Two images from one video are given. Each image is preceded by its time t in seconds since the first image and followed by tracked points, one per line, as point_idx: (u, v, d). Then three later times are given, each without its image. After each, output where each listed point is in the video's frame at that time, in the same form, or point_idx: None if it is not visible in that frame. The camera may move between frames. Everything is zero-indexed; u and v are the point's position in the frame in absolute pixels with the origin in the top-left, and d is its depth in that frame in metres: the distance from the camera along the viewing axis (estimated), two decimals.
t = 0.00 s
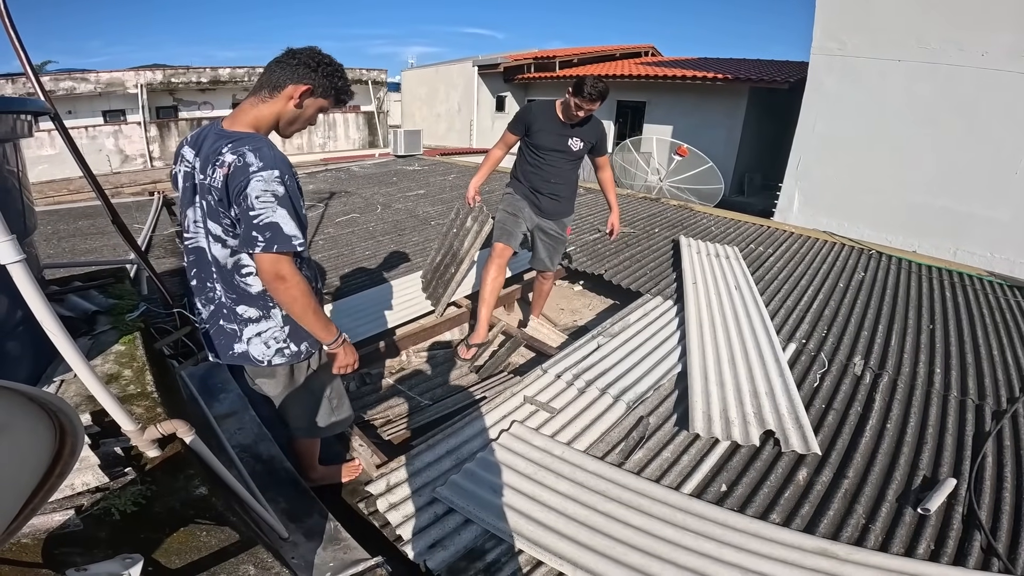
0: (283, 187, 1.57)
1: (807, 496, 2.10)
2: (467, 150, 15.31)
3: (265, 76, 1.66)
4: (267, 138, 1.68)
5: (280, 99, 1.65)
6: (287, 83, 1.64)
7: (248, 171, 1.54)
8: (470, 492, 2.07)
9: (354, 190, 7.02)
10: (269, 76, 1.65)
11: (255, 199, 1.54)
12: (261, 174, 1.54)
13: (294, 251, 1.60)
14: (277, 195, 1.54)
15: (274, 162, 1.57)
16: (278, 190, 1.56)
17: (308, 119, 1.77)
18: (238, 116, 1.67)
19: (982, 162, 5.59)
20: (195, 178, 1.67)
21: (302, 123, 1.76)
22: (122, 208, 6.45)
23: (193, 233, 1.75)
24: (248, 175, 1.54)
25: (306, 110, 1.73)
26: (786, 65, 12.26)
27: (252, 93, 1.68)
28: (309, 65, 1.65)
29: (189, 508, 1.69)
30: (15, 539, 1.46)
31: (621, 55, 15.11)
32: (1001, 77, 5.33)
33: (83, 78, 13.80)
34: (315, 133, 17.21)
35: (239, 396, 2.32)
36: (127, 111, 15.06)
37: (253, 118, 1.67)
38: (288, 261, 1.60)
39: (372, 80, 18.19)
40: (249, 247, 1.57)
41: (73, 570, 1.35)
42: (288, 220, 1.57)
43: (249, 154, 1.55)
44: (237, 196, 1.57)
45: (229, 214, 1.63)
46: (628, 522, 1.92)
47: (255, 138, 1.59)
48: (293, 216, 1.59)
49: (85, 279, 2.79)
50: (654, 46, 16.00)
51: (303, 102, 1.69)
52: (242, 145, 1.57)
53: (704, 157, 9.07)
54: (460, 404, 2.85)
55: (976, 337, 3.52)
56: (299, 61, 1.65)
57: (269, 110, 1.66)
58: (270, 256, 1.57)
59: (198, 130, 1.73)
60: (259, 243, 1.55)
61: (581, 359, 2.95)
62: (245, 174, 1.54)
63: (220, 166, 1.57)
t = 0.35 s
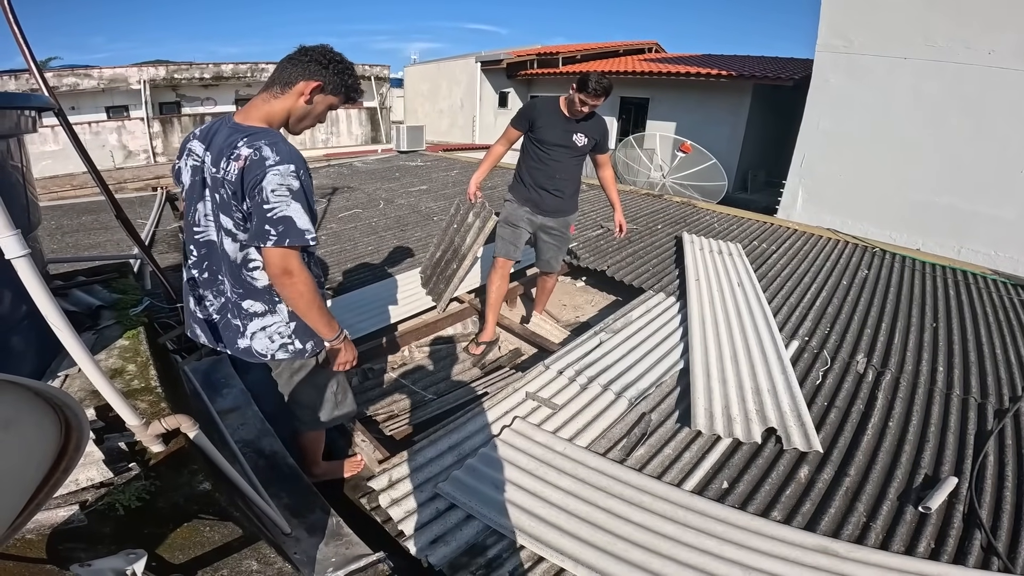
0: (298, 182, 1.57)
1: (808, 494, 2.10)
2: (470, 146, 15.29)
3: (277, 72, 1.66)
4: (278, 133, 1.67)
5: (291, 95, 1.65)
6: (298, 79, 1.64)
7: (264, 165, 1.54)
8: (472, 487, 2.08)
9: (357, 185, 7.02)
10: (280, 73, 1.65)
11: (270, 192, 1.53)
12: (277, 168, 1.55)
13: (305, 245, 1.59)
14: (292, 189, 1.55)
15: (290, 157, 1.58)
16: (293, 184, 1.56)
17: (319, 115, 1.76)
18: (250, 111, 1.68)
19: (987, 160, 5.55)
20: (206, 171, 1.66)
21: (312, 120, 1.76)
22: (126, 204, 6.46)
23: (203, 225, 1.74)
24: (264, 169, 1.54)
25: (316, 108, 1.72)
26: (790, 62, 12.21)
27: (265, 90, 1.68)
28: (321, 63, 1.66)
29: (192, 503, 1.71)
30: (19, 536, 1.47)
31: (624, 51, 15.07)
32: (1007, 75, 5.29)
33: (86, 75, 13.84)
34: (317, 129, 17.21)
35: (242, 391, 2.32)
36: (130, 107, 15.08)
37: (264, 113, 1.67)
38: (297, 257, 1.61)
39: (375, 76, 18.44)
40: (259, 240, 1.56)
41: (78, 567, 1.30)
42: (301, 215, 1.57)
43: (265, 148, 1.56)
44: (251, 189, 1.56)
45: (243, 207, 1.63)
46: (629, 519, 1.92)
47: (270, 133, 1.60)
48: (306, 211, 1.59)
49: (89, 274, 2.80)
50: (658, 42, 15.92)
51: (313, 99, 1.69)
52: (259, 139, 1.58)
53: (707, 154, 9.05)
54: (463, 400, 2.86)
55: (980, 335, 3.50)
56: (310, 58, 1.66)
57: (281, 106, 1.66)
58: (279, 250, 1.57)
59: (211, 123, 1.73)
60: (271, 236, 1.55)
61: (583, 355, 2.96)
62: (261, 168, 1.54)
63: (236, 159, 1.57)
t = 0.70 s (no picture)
0: (284, 164, 1.57)
1: (807, 491, 2.10)
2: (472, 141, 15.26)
3: (273, 67, 1.68)
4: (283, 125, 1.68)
5: (290, 85, 1.66)
6: (292, 70, 1.64)
7: (252, 151, 1.56)
8: (472, 482, 2.09)
9: (359, 180, 7.02)
10: (275, 66, 1.67)
11: (258, 176, 1.55)
12: (263, 152, 1.55)
13: (296, 226, 1.59)
14: (276, 171, 1.55)
15: (276, 140, 1.58)
16: (279, 166, 1.56)
17: (320, 104, 1.76)
18: (251, 105, 1.69)
19: (992, 158, 5.52)
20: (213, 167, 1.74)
21: (314, 109, 1.75)
22: (128, 198, 6.48)
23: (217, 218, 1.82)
24: (252, 155, 1.56)
25: (315, 96, 1.71)
26: (795, 59, 12.16)
27: (264, 85, 1.69)
28: (307, 50, 1.64)
29: (194, 497, 1.70)
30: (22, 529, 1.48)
31: (628, 47, 15.01)
32: (1013, 73, 5.25)
33: (89, 70, 13.85)
34: (320, 124, 17.21)
35: (244, 385, 2.33)
36: (132, 102, 15.09)
37: (264, 107, 1.67)
38: (295, 239, 1.61)
39: (377, 71, 18.41)
40: (256, 224, 1.59)
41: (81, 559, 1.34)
42: (287, 196, 1.57)
43: (253, 135, 1.57)
44: (244, 176, 1.59)
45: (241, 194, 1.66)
46: (628, 515, 1.92)
47: (259, 120, 1.61)
48: (294, 192, 1.58)
49: (92, 267, 2.81)
50: (661, 38, 15.85)
51: (311, 87, 1.68)
52: (249, 127, 1.60)
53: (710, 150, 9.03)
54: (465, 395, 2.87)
55: (981, 334, 3.49)
56: (300, 48, 1.66)
57: (279, 99, 1.67)
58: (274, 232, 1.58)
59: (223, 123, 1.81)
60: (264, 219, 1.57)
61: (584, 350, 2.96)
62: (250, 154, 1.56)
63: (230, 148, 1.61)
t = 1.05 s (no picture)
0: (280, 160, 1.58)
1: (806, 490, 2.10)
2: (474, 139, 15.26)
3: (275, 65, 1.69)
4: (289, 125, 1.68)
5: (291, 82, 1.66)
6: (292, 66, 1.65)
7: (249, 149, 1.58)
8: (472, 478, 2.10)
9: (360, 177, 7.03)
10: (276, 65, 1.68)
11: (253, 173, 1.56)
12: (259, 149, 1.57)
13: (290, 223, 1.59)
14: (270, 168, 1.56)
15: (273, 137, 1.59)
16: (274, 163, 1.57)
17: (324, 100, 1.75)
18: (254, 105, 1.71)
19: (994, 157, 5.51)
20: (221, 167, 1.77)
21: (319, 104, 1.74)
22: (130, 194, 6.49)
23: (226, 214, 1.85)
24: (248, 152, 1.57)
25: (318, 92, 1.70)
26: (797, 58, 12.14)
27: (267, 86, 1.71)
28: (306, 46, 1.65)
29: (195, 492, 1.72)
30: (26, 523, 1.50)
31: (630, 45, 14.99)
32: (1015, 73, 5.25)
33: (91, 67, 13.86)
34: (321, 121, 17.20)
35: (245, 381, 2.33)
36: (134, 99, 15.10)
37: (268, 106, 1.68)
38: (291, 236, 1.61)
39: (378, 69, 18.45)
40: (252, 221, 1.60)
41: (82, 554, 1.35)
42: (281, 192, 1.57)
43: (251, 133, 1.59)
44: (243, 174, 1.61)
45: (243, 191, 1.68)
46: (627, 512, 1.93)
47: (259, 119, 1.63)
48: (288, 188, 1.58)
49: (94, 264, 2.82)
50: (664, 35, 15.82)
51: (312, 83, 1.67)
52: (249, 126, 1.62)
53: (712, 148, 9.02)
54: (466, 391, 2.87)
55: (981, 333, 3.49)
56: (298, 45, 1.66)
57: (279, 98, 1.67)
58: (269, 229, 1.58)
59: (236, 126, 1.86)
60: (259, 216, 1.58)
61: (585, 347, 2.96)
62: (247, 152, 1.58)
63: (231, 148, 1.64)
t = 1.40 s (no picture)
0: (280, 158, 1.58)
1: (804, 488, 2.11)
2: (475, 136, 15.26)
3: (276, 62, 1.69)
4: (288, 122, 1.69)
5: (291, 79, 1.66)
6: (292, 63, 1.65)
7: (249, 145, 1.58)
8: (472, 475, 2.10)
9: (362, 174, 7.03)
10: (277, 62, 1.68)
11: (253, 170, 1.56)
12: (259, 147, 1.57)
13: (290, 221, 1.60)
14: (271, 165, 1.56)
15: (273, 135, 1.59)
16: (274, 161, 1.57)
17: (325, 96, 1.75)
18: (256, 101, 1.71)
19: (995, 156, 5.51)
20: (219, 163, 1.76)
21: (320, 101, 1.75)
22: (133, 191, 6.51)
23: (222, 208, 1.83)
24: (249, 149, 1.57)
25: (319, 88, 1.71)
26: (800, 56, 12.12)
27: (267, 82, 1.71)
28: (306, 43, 1.65)
29: (198, 487, 1.73)
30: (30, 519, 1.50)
31: (632, 42, 14.97)
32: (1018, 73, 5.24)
33: (93, 64, 13.87)
34: (323, 118, 17.21)
35: (247, 377, 2.34)
36: (136, 96, 15.12)
37: (268, 103, 1.68)
38: (290, 234, 1.62)
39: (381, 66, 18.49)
40: (251, 218, 1.60)
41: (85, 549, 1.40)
42: (281, 190, 1.58)
43: (253, 129, 1.59)
44: (242, 170, 1.60)
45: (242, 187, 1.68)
46: (627, 509, 1.94)
47: (260, 115, 1.63)
48: (287, 186, 1.59)
49: (97, 260, 2.83)
50: (666, 33, 15.80)
51: (313, 79, 1.68)
52: (249, 122, 1.62)
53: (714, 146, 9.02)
54: (466, 388, 2.88)
55: (981, 332, 3.50)
56: (299, 42, 1.66)
57: (281, 94, 1.68)
58: (269, 226, 1.59)
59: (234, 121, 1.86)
60: (259, 213, 1.58)
61: (586, 344, 2.97)
62: (247, 148, 1.58)
63: (231, 143, 1.63)
